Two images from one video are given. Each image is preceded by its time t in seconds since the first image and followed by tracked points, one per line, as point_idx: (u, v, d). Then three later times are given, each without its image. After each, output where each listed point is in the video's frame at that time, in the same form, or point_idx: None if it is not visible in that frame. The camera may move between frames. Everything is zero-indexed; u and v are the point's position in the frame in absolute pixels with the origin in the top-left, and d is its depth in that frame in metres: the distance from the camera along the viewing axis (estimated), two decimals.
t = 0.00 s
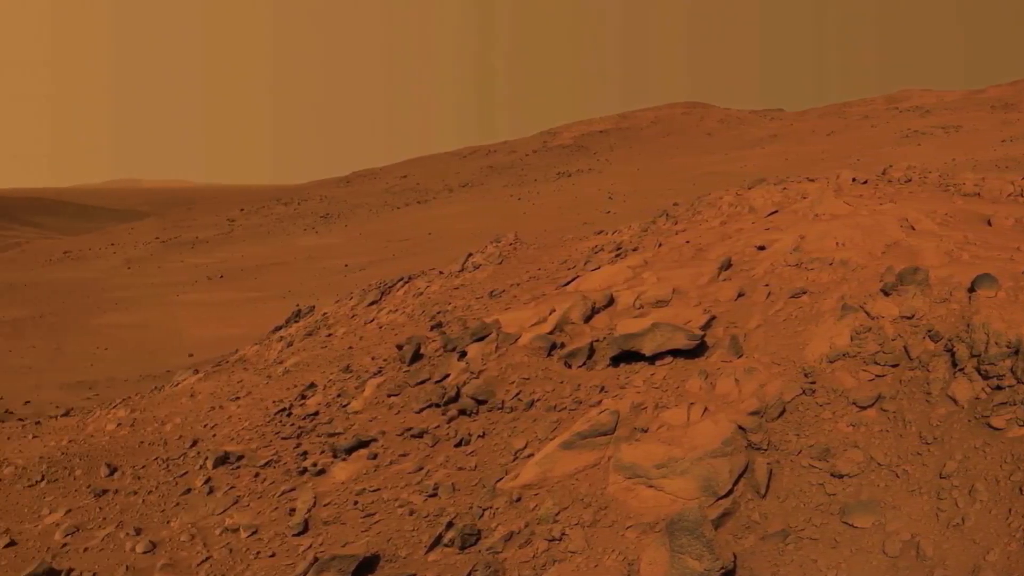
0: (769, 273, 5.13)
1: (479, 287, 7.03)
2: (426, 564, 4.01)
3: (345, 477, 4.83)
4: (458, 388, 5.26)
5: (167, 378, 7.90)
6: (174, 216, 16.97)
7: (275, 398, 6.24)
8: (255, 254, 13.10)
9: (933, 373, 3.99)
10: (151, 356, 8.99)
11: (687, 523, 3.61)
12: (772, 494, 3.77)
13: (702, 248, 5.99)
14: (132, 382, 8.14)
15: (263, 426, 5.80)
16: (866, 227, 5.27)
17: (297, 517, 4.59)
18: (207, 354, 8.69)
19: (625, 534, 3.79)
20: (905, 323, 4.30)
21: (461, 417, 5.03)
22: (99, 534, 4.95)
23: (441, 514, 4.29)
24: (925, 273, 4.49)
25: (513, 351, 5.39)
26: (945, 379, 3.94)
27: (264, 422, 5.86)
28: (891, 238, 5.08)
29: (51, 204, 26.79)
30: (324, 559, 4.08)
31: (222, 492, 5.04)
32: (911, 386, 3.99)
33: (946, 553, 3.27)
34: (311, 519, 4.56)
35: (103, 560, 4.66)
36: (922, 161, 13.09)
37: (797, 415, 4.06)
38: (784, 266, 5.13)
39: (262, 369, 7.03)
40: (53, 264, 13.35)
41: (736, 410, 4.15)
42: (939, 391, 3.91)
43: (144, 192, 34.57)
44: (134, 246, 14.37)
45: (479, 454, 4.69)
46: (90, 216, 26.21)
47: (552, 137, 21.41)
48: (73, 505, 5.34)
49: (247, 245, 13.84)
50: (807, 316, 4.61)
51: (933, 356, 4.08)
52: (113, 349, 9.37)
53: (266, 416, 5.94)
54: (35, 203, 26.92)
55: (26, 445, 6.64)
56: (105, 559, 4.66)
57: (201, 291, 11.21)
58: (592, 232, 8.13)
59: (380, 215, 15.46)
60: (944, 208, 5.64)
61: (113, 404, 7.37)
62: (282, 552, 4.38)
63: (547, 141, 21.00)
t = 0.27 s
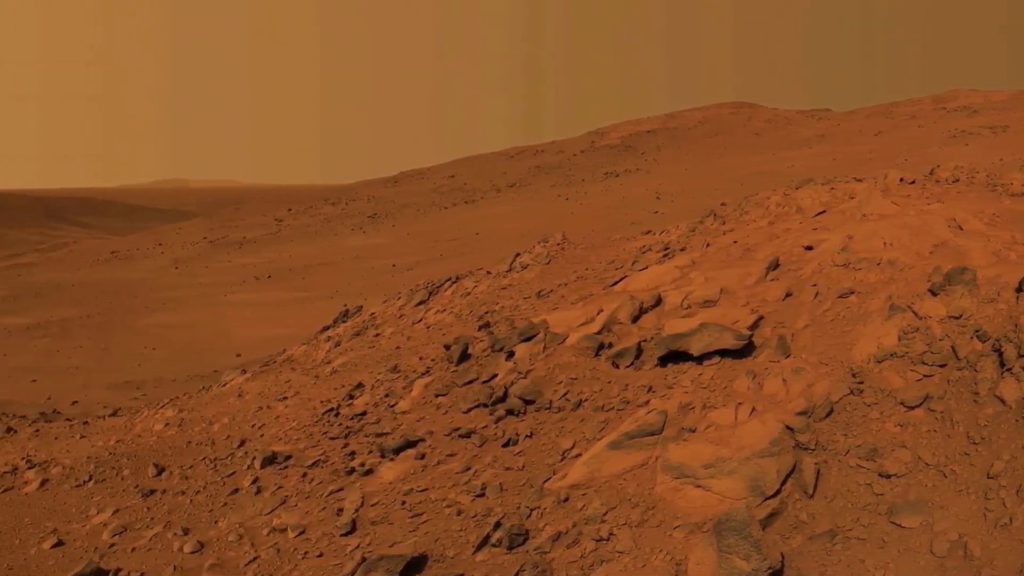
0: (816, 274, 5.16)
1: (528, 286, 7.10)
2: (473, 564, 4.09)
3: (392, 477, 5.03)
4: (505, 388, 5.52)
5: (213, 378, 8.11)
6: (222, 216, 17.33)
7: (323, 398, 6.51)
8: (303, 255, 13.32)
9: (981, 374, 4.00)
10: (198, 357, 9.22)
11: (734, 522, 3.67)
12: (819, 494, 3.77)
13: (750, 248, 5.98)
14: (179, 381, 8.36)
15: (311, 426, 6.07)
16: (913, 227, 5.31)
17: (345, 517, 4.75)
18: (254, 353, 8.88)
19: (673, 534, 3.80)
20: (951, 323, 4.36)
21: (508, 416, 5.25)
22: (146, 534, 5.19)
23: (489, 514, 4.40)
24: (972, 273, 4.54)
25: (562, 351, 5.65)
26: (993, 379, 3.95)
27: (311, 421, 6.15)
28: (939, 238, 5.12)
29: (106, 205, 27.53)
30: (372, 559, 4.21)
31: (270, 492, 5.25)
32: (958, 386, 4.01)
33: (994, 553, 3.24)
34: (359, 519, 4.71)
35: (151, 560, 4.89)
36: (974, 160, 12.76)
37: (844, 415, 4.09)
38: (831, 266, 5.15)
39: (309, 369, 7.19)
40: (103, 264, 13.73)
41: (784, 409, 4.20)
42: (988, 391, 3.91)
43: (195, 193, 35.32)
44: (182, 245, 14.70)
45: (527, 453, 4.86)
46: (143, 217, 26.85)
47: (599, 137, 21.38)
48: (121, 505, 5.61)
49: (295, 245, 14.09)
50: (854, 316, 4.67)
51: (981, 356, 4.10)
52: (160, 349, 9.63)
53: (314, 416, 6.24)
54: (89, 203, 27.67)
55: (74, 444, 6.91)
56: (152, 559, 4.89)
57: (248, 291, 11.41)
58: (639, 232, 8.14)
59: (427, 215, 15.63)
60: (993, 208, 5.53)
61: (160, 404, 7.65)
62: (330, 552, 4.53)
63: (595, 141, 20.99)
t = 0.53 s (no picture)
0: (862, 273, 5.13)
1: (573, 287, 7.15)
2: (518, 564, 4.16)
3: (438, 477, 5.17)
4: (550, 388, 5.61)
5: (258, 378, 8.28)
6: (268, 216, 17.63)
7: (369, 397, 6.69)
8: (349, 255, 13.52)
9: None
10: (243, 357, 9.38)
11: (780, 523, 3.68)
12: (865, 494, 3.77)
13: (796, 248, 5.95)
14: (224, 381, 8.53)
15: (356, 426, 6.28)
16: (956, 227, 5.25)
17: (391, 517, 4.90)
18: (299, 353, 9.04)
19: (718, 534, 3.83)
20: (997, 323, 4.35)
21: (553, 417, 5.33)
22: (191, 534, 5.36)
23: (535, 513, 4.47)
24: (1019, 273, 4.54)
25: (607, 351, 5.69)
26: None
27: (356, 421, 6.35)
28: (984, 238, 5.06)
29: (154, 206, 28.13)
30: (418, 559, 4.30)
31: (315, 492, 5.45)
32: (1005, 386, 3.99)
33: None
34: (405, 519, 4.86)
35: (196, 560, 5.04)
36: None
37: (890, 415, 4.08)
38: (877, 266, 5.13)
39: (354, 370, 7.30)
40: (148, 263, 13.98)
41: (830, 409, 4.22)
42: None
43: (241, 193, 35.94)
44: (227, 245, 14.96)
45: (572, 453, 4.92)
46: (191, 218, 27.38)
47: (645, 137, 21.29)
48: (166, 505, 5.83)
49: (341, 245, 14.31)
50: (900, 316, 4.65)
51: None
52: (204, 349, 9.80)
53: (360, 415, 6.44)
54: (137, 203, 28.28)
55: (120, 444, 7.19)
56: (197, 560, 5.03)
57: (295, 291, 11.64)
58: (684, 231, 8.12)
59: (472, 215, 15.75)
60: None
61: (205, 404, 7.87)
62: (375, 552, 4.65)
63: (640, 140, 20.92)
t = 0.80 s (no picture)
0: (905, 273, 5.19)
1: (617, 287, 7.20)
2: (561, 564, 4.21)
3: (481, 477, 5.28)
4: (593, 388, 5.68)
5: (302, 378, 8.46)
6: (312, 217, 17.91)
7: (412, 398, 6.83)
8: (393, 255, 13.71)
9: None
10: (285, 357, 9.55)
11: (823, 522, 3.70)
12: (908, 494, 3.79)
13: (839, 248, 5.95)
14: (266, 382, 8.68)
15: (399, 426, 6.44)
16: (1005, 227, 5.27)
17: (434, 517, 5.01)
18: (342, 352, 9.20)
19: (761, 534, 3.85)
20: None
21: (596, 416, 5.39)
22: (234, 534, 5.56)
23: (577, 514, 4.54)
24: None
25: (650, 352, 5.71)
26: None
27: (400, 421, 6.50)
28: None
29: (197, 207, 28.65)
30: (461, 559, 4.38)
31: (358, 492, 5.61)
32: None
33: None
34: (447, 519, 4.97)
35: (239, 560, 5.21)
36: None
37: (933, 415, 4.13)
38: (919, 266, 5.18)
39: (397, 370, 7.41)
40: (190, 264, 14.23)
41: (873, 409, 4.26)
42: None
43: (282, 194, 36.45)
44: (270, 245, 15.22)
45: (615, 453, 4.99)
46: (233, 218, 27.84)
47: (688, 137, 21.17)
48: (208, 505, 6.06)
49: (384, 245, 14.51)
50: (943, 316, 4.70)
51: None
52: (246, 349, 9.97)
53: (403, 415, 6.59)
54: (180, 203, 28.82)
55: (163, 444, 7.43)
56: (241, 559, 5.21)
57: (339, 290, 11.84)
58: (728, 231, 8.10)
59: (515, 215, 15.85)
60: None
61: (248, 404, 8.06)
62: (418, 553, 4.77)
63: (683, 141, 20.81)
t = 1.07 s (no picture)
0: (945, 274, 5.23)
1: (657, 287, 7.23)
2: (604, 564, 4.29)
3: (521, 477, 5.42)
4: (634, 388, 5.78)
5: (343, 378, 8.62)
6: (352, 217, 18.13)
7: (452, 398, 6.97)
8: (434, 255, 13.87)
9: None
10: (326, 357, 9.73)
11: (863, 523, 3.74)
12: (949, 494, 3.79)
13: (879, 248, 6.00)
14: (307, 382, 8.85)
15: (439, 426, 6.61)
16: None
17: (473, 518, 5.14)
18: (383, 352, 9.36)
19: (801, 534, 3.88)
20: None
21: (637, 416, 5.49)
22: (274, 534, 5.80)
23: (618, 514, 4.61)
24: None
25: (691, 352, 5.81)
26: None
27: (441, 421, 6.65)
28: None
29: (237, 207, 29.16)
30: (502, 559, 4.48)
31: (398, 492, 5.80)
32: None
33: None
34: (487, 519, 5.09)
35: (279, 560, 5.43)
36: None
37: (973, 415, 4.16)
38: (960, 266, 5.22)
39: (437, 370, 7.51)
40: (229, 264, 14.50)
41: (913, 409, 4.28)
42: None
43: (320, 194, 36.90)
44: (311, 245, 15.47)
45: (655, 453, 5.08)
46: (273, 219, 28.30)
47: (728, 137, 20.99)
48: (249, 505, 6.31)
49: (424, 245, 14.67)
50: (983, 316, 4.73)
51: None
52: (285, 349, 10.13)
53: (444, 416, 6.73)
54: (221, 203, 29.35)
55: (202, 444, 7.66)
56: (281, 559, 5.43)
57: (380, 290, 12.03)
58: (769, 231, 8.08)
59: (555, 215, 15.91)
60: None
61: (289, 404, 8.23)
62: (458, 553, 4.89)
63: (724, 140, 20.67)
